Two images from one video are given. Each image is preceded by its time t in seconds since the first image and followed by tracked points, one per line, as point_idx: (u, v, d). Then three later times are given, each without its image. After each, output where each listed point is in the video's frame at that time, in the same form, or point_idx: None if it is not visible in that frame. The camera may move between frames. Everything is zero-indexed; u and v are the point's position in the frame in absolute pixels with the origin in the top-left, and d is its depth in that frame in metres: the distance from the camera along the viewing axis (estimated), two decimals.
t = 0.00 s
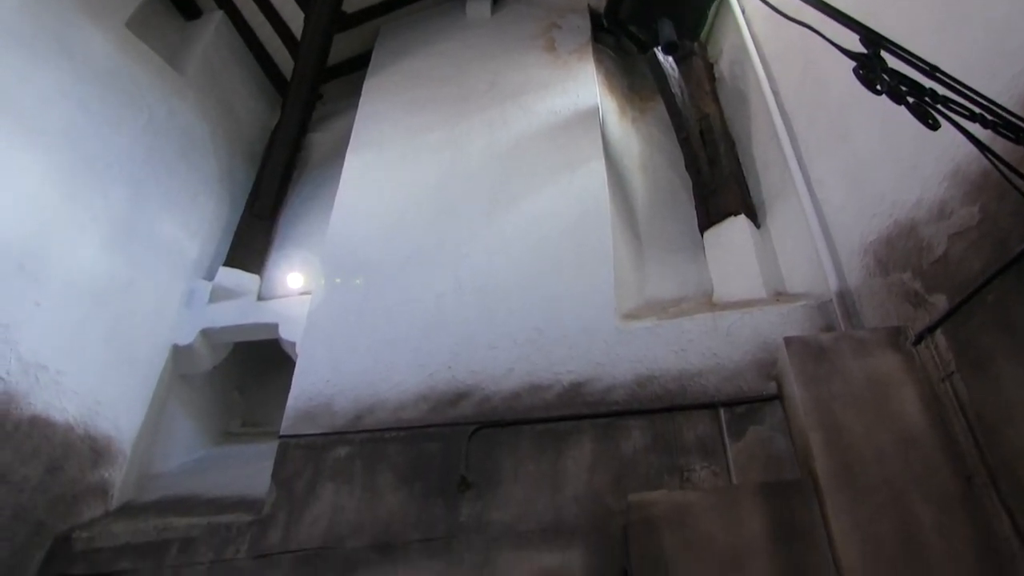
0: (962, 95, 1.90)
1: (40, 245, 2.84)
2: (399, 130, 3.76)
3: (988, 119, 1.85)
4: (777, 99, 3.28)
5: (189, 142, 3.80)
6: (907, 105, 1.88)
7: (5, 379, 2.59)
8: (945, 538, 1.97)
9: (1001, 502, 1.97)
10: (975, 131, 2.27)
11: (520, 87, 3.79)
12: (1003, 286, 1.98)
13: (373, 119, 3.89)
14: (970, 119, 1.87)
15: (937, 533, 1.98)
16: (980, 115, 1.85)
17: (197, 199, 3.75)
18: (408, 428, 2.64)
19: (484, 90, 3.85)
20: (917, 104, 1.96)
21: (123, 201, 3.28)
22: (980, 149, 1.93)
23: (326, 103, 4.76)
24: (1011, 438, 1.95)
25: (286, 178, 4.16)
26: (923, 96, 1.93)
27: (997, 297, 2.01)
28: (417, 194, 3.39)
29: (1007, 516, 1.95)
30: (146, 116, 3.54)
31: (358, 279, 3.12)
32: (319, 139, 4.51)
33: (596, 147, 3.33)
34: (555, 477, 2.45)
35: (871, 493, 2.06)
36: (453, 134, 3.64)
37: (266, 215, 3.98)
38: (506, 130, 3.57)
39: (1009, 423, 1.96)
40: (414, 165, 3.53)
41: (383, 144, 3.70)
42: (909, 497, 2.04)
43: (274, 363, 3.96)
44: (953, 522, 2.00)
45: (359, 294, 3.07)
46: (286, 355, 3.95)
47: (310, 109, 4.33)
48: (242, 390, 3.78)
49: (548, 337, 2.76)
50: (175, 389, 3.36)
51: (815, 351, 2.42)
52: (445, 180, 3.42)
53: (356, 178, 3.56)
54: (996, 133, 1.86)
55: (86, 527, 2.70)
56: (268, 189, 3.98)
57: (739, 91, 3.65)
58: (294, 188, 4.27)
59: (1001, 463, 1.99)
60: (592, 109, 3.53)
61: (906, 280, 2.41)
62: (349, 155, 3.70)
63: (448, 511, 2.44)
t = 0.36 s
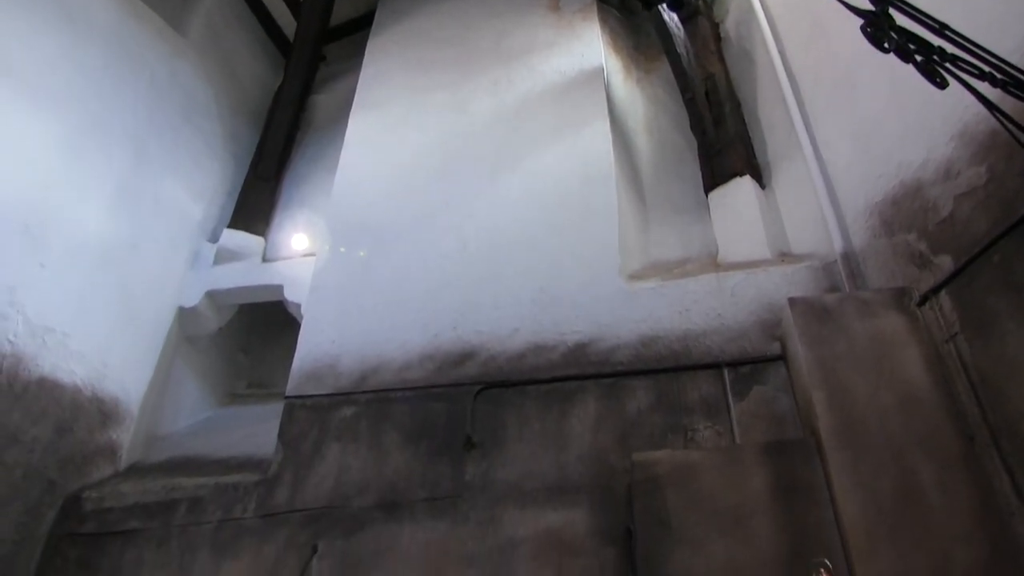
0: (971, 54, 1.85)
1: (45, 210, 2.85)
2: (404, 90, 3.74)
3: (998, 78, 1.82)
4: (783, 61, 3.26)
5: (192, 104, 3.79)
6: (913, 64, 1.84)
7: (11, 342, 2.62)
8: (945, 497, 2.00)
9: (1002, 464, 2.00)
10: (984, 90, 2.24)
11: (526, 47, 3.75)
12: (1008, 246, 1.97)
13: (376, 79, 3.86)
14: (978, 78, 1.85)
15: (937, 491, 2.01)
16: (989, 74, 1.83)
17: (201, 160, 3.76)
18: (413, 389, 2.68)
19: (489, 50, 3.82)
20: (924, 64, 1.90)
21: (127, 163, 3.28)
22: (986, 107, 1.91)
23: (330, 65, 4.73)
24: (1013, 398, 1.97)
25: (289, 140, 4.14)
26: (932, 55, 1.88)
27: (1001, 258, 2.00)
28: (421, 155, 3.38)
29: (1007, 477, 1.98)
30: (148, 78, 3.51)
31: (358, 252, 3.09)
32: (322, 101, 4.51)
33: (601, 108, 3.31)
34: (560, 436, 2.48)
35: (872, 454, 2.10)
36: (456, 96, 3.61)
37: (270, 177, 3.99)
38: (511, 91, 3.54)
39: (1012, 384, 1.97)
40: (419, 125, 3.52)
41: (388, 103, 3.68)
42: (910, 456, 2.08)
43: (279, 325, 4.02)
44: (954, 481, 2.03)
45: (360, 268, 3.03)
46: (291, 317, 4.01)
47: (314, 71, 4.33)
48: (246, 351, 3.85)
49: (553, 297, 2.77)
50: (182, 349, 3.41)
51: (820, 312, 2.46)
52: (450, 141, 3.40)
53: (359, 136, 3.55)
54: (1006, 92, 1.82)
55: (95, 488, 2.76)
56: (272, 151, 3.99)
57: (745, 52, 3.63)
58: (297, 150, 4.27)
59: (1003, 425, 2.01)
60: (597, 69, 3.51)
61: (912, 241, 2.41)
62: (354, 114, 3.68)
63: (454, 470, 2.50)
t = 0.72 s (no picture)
0: (981, 9, 1.81)
1: (46, 167, 2.84)
2: (406, 46, 3.70)
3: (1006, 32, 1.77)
4: (791, 20, 3.25)
5: (193, 62, 3.75)
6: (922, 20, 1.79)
7: (15, 301, 2.64)
8: (944, 452, 2.10)
9: (1000, 420, 2.10)
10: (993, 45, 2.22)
11: (527, 2, 3.71)
12: (1013, 204, 2.02)
13: (376, 35, 3.81)
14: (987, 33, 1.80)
15: (936, 448, 2.12)
16: (999, 29, 1.77)
17: (203, 118, 3.75)
18: (416, 346, 2.71)
19: (491, 6, 3.78)
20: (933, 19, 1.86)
21: (127, 122, 3.26)
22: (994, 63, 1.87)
23: (330, 22, 4.69)
24: (1012, 354, 2.06)
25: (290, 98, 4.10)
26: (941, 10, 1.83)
27: (1005, 216, 2.06)
28: (423, 113, 3.36)
29: (1004, 431, 2.08)
30: (147, 36, 3.48)
31: (361, 222, 3.05)
32: (323, 57, 4.49)
33: (603, 66, 3.30)
34: (563, 392, 2.54)
35: (873, 409, 2.21)
36: (457, 53, 3.58)
37: (271, 135, 3.94)
38: (513, 48, 3.52)
39: (1010, 341, 2.05)
40: (421, 82, 3.49)
41: (389, 59, 3.65)
42: (911, 414, 2.18)
43: (284, 283, 3.98)
44: (954, 437, 2.12)
45: (364, 238, 3.00)
46: (296, 275, 3.98)
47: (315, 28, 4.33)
48: (251, 309, 3.83)
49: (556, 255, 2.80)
50: (186, 307, 3.44)
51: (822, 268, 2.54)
52: (453, 99, 3.38)
53: (360, 95, 3.52)
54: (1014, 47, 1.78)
55: (102, 445, 2.80)
56: (272, 109, 3.96)
57: (751, 7, 3.61)
58: (299, 108, 4.26)
59: (1003, 384, 2.09)
60: (601, 26, 3.48)
61: (916, 199, 2.46)
62: (355, 70, 3.65)
63: (457, 425, 2.55)
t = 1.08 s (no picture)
0: None
1: (42, 126, 2.82)
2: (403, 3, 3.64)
3: None
4: None
5: (189, 21, 3.72)
6: None
7: (14, 262, 2.64)
8: (941, 409, 2.20)
9: (998, 377, 2.19)
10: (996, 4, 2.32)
11: None
12: (1015, 161, 2.14)
13: None
14: None
15: (933, 405, 2.21)
16: None
17: (200, 76, 3.74)
18: (416, 304, 2.73)
19: None
20: None
21: (123, 81, 3.23)
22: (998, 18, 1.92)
23: None
24: (1013, 314, 2.14)
25: (288, 56, 4.25)
26: None
27: (1006, 174, 2.17)
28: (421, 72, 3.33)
29: (1001, 388, 2.18)
30: None
31: (361, 191, 3.02)
32: (321, 16, 4.48)
33: (602, 24, 3.29)
34: (563, 349, 2.57)
35: (871, 367, 2.30)
36: (456, 10, 3.55)
37: (270, 95, 4.07)
38: (513, 6, 3.49)
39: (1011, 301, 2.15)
40: (418, 41, 3.46)
41: (387, 18, 3.60)
42: (908, 371, 2.27)
43: (282, 240, 4.01)
44: (951, 394, 2.22)
45: (364, 199, 3.00)
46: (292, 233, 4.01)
47: None
48: (251, 270, 3.86)
49: (556, 213, 2.83)
50: (185, 267, 3.46)
51: (821, 226, 2.61)
52: (451, 57, 3.36)
53: (359, 55, 3.48)
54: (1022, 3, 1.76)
55: (104, 405, 2.83)
56: (269, 68, 4.13)
57: None
58: (297, 66, 4.26)
59: (1001, 340, 2.19)
60: None
61: (917, 157, 2.52)
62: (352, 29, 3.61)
63: (457, 383, 2.57)
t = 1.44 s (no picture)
0: None
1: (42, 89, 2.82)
2: None
3: None
4: None
5: None
6: None
7: (16, 224, 2.64)
8: (940, 370, 2.22)
9: (998, 338, 2.21)
10: None
11: None
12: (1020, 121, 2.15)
13: None
14: None
15: (931, 367, 2.23)
16: None
17: (199, 38, 3.73)
18: (416, 266, 2.74)
19: None
20: None
21: (122, 43, 3.22)
22: None
23: None
24: (1014, 275, 2.15)
25: (288, 15, 4.22)
26: None
27: (1010, 134, 2.18)
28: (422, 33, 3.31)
29: (1000, 349, 2.19)
30: None
31: (359, 162, 3.01)
32: None
33: None
34: (563, 310, 2.58)
35: (871, 329, 2.32)
36: None
37: (269, 55, 4.05)
38: None
39: (1012, 264, 2.16)
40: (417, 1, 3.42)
41: None
42: (908, 333, 2.28)
43: (283, 202, 4.00)
44: (950, 355, 2.24)
45: (365, 161, 3.01)
46: (292, 194, 3.99)
47: None
48: (252, 232, 3.88)
49: (556, 174, 2.83)
50: (186, 229, 3.47)
51: (822, 187, 2.60)
52: (451, 17, 3.33)
53: (358, 17, 3.45)
54: None
55: (107, 365, 2.84)
56: (270, 28, 4.10)
57: None
58: (297, 25, 4.24)
59: (1001, 301, 2.20)
60: None
61: (919, 118, 2.52)
62: None
63: (458, 343, 2.58)
